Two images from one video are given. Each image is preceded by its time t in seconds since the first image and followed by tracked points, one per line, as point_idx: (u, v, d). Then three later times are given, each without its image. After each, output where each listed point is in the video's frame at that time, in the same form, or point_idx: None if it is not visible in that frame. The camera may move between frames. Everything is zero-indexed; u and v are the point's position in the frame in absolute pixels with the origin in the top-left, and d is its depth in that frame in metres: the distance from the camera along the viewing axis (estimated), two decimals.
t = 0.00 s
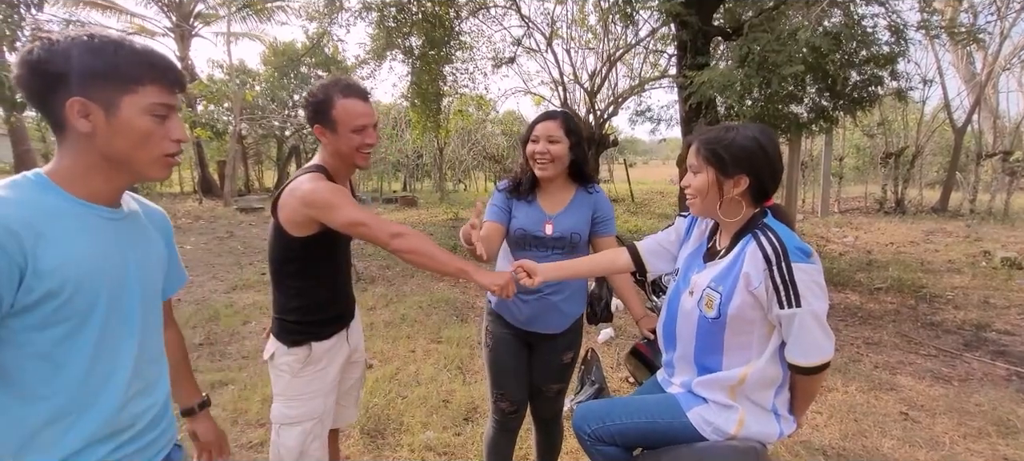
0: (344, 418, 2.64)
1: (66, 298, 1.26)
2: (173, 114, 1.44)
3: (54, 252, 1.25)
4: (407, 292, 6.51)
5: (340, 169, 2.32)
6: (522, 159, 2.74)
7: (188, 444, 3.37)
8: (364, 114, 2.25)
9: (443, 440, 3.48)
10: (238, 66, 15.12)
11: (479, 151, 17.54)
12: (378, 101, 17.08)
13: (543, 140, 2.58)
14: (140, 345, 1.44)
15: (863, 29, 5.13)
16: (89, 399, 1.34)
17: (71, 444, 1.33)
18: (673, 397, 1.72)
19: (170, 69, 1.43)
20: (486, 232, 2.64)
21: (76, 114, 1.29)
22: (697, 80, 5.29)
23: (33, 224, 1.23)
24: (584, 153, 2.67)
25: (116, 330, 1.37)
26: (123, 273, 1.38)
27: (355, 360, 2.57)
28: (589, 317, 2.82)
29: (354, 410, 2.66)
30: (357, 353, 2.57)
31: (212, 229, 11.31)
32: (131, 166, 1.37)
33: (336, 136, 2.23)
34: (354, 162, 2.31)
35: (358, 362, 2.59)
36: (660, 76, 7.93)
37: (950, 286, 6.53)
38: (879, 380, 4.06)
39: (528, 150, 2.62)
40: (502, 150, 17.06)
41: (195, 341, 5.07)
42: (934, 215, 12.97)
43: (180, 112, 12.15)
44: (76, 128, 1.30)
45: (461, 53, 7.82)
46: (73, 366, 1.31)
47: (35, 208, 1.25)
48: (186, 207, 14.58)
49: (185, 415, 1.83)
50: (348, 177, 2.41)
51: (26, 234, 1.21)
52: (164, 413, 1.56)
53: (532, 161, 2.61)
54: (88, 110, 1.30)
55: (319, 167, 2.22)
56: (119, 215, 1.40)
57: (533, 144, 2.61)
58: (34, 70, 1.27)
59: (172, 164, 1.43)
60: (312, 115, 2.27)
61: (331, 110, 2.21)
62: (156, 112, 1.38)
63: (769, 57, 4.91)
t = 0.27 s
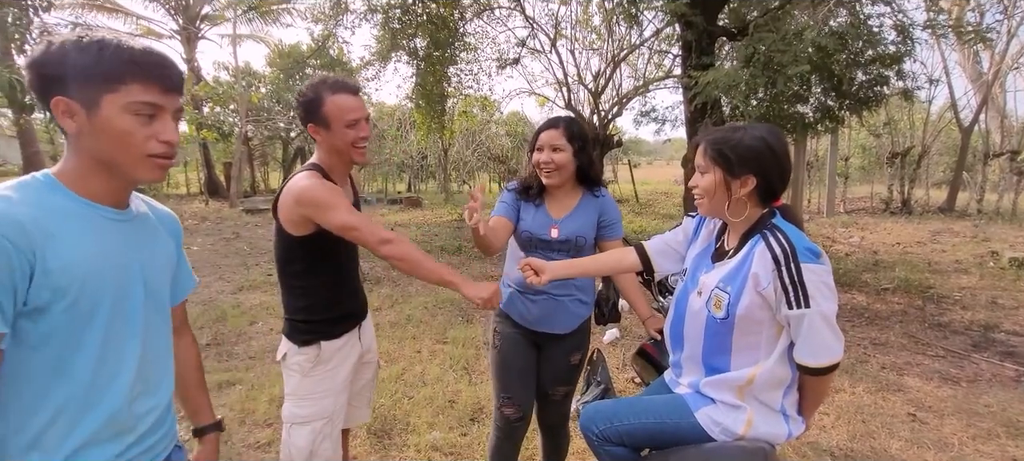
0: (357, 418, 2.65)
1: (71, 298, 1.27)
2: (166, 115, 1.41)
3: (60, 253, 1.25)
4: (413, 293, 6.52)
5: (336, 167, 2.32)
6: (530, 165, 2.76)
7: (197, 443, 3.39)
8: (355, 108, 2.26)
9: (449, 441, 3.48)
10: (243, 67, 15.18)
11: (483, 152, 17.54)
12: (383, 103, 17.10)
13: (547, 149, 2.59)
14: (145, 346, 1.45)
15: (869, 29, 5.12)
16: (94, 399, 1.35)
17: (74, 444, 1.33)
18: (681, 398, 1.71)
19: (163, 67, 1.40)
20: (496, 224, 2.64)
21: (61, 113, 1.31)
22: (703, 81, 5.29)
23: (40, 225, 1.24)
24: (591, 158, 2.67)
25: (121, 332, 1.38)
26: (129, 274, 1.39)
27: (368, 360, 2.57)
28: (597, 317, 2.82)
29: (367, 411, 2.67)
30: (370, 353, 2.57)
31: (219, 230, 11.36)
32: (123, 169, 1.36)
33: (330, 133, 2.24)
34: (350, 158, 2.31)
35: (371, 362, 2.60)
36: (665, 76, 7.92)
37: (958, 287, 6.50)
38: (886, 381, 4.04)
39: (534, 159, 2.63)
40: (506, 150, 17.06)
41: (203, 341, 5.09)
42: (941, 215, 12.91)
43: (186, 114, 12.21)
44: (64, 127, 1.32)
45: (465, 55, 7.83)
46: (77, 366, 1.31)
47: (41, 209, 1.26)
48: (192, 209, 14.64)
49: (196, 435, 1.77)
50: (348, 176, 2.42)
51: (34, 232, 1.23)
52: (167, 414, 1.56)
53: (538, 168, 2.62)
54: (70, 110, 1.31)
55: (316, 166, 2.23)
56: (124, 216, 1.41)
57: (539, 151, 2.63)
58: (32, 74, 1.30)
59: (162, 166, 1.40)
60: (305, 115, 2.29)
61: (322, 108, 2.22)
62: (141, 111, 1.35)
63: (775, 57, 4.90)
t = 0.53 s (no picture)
0: (370, 421, 2.65)
1: (77, 300, 1.26)
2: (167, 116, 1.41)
3: (66, 256, 1.25)
4: (419, 293, 6.53)
5: (332, 167, 2.31)
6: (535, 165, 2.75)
7: (205, 443, 3.41)
8: (346, 106, 2.27)
9: (455, 440, 3.48)
10: (249, 69, 15.25)
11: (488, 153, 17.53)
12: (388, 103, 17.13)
13: (553, 151, 2.57)
14: (147, 346, 1.45)
15: (876, 26, 5.08)
16: (101, 401, 1.35)
17: (81, 445, 1.33)
18: (688, 397, 1.70)
19: (161, 69, 1.39)
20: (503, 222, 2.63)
21: (61, 116, 1.30)
22: (708, 79, 5.26)
23: (44, 228, 1.23)
24: (596, 158, 2.66)
25: (125, 333, 1.38)
26: (130, 275, 1.38)
27: (381, 361, 2.57)
28: (604, 316, 2.82)
29: (379, 413, 2.67)
30: (383, 354, 2.58)
31: (226, 231, 11.41)
32: (123, 171, 1.35)
33: (323, 132, 2.24)
34: (344, 156, 2.30)
35: (383, 363, 2.60)
36: (670, 75, 7.90)
37: (967, 285, 6.44)
38: (894, 380, 4.01)
39: (539, 161, 2.62)
40: (512, 151, 17.05)
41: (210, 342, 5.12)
42: (950, 213, 12.80)
43: (193, 117, 12.27)
44: (66, 130, 1.31)
45: (470, 55, 7.83)
46: (84, 369, 1.31)
47: (45, 212, 1.25)
48: (199, 210, 14.71)
49: (233, 420, 1.78)
50: (346, 176, 2.41)
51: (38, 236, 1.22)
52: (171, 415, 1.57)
53: (544, 170, 2.61)
54: (71, 113, 1.30)
55: (311, 168, 2.23)
56: (124, 218, 1.40)
57: (544, 153, 2.61)
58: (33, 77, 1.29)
59: (163, 167, 1.40)
60: (298, 116, 2.31)
61: (313, 107, 2.24)
62: (140, 112, 1.35)
63: (780, 55, 4.86)
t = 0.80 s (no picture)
0: (381, 425, 2.64)
1: (101, 299, 1.25)
2: (158, 113, 1.37)
3: (87, 254, 1.24)
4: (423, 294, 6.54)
5: (332, 168, 2.30)
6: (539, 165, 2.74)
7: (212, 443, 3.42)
8: (343, 105, 2.28)
9: (460, 440, 3.48)
10: (254, 72, 15.31)
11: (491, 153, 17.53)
12: (392, 105, 17.17)
13: (558, 148, 2.57)
14: (168, 345, 1.44)
15: (881, 24, 5.05)
16: (124, 402, 1.34)
17: (108, 445, 1.32)
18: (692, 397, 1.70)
19: (148, 65, 1.36)
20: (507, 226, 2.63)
21: (60, 121, 1.30)
22: (711, 79, 5.23)
23: (65, 229, 1.23)
24: (599, 158, 2.65)
25: (146, 332, 1.37)
26: (148, 275, 1.38)
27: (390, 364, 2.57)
28: (609, 315, 2.81)
29: (390, 419, 2.67)
30: (392, 357, 2.57)
31: (232, 232, 11.44)
32: (122, 173, 1.34)
33: (320, 133, 2.25)
34: (344, 156, 2.30)
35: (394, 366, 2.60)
36: (673, 75, 7.89)
37: (974, 284, 6.39)
38: (901, 380, 3.98)
39: (544, 159, 2.60)
40: (515, 151, 17.06)
41: (217, 342, 5.14)
42: (957, 212, 12.71)
43: (198, 120, 12.32)
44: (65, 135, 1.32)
45: (473, 56, 7.83)
46: (109, 369, 1.30)
47: (65, 214, 1.25)
48: (204, 212, 14.78)
49: (216, 431, 1.76)
50: (350, 178, 2.41)
51: (61, 237, 1.21)
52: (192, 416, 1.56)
53: (548, 169, 2.59)
54: (66, 118, 1.30)
55: (311, 171, 2.24)
56: (138, 219, 1.40)
57: (549, 152, 2.60)
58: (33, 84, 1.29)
59: (159, 167, 1.37)
60: (297, 118, 2.32)
61: (311, 108, 2.26)
62: (125, 111, 1.32)
63: (784, 55, 4.84)
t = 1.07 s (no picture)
0: (389, 428, 2.63)
1: (118, 298, 1.25)
2: (159, 115, 1.35)
3: (103, 255, 1.24)
4: (428, 294, 6.53)
5: (340, 170, 2.30)
6: (545, 166, 2.74)
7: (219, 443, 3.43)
8: (354, 107, 2.29)
9: (467, 440, 3.47)
10: (260, 74, 15.36)
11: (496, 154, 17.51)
12: (396, 105, 17.18)
13: (567, 151, 2.56)
14: (185, 345, 1.43)
15: (888, 23, 5.01)
16: (144, 401, 1.33)
17: (128, 444, 1.31)
18: (700, 398, 1.68)
19: (146, 65, 1.33)
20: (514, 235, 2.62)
21: (71, 128, 1.32)
22: (716, 79, 5.18)
23: (80, 229, 1.22)
24: (606, 159, 2.65)
25: (163, 332, 1.36)
26: (165, 275, 1.37)
27: (398, 365, 2.57)
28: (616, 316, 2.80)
29: (399, 421, 2.65)
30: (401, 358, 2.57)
31: (238, 234, 11.47)
32: (127, 177, 1.33)
33: (329, 133, 2.26)
34: (352, 157, 2.29)
35: (402, 368, 2.59)
36: (678, 75, 7.86)
37: (983, 285, 6.34)
38: (910, 381, 3.95)
39: (552, 160, 2.60)
40: (520, 152, 17.04)
41: (224, 343, 5.15)
42: (965, 211, 12.62)
43: (205, 121, 12.37)
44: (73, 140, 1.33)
45: (478, 57, 7.82)
46: (127, 369, 1.29)
47: (80, 216, 1.25)
48: (211, 213, 14.83)
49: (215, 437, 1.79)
50: (358, 180, 2.40)
51: (77, 238, 1.20)
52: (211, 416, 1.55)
53: (556, 171, 2.59)
54: (74, 123, 1.32)
55: (318, 171, 2.24)
56: (157, 221, 1.41)
57: (557, 154, 2.60)
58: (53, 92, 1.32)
59: (161, 170, 1.35)
60: (308, 118, 2.33)
61: (321, 109, 2.27)
62: (119, 114, 1.30)
63: (791, 54, 4.81)
